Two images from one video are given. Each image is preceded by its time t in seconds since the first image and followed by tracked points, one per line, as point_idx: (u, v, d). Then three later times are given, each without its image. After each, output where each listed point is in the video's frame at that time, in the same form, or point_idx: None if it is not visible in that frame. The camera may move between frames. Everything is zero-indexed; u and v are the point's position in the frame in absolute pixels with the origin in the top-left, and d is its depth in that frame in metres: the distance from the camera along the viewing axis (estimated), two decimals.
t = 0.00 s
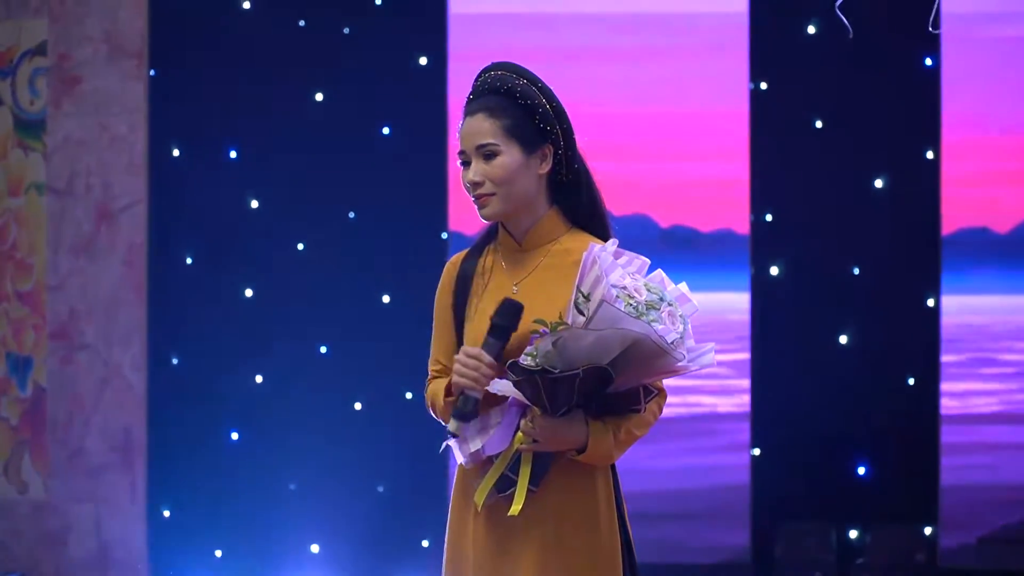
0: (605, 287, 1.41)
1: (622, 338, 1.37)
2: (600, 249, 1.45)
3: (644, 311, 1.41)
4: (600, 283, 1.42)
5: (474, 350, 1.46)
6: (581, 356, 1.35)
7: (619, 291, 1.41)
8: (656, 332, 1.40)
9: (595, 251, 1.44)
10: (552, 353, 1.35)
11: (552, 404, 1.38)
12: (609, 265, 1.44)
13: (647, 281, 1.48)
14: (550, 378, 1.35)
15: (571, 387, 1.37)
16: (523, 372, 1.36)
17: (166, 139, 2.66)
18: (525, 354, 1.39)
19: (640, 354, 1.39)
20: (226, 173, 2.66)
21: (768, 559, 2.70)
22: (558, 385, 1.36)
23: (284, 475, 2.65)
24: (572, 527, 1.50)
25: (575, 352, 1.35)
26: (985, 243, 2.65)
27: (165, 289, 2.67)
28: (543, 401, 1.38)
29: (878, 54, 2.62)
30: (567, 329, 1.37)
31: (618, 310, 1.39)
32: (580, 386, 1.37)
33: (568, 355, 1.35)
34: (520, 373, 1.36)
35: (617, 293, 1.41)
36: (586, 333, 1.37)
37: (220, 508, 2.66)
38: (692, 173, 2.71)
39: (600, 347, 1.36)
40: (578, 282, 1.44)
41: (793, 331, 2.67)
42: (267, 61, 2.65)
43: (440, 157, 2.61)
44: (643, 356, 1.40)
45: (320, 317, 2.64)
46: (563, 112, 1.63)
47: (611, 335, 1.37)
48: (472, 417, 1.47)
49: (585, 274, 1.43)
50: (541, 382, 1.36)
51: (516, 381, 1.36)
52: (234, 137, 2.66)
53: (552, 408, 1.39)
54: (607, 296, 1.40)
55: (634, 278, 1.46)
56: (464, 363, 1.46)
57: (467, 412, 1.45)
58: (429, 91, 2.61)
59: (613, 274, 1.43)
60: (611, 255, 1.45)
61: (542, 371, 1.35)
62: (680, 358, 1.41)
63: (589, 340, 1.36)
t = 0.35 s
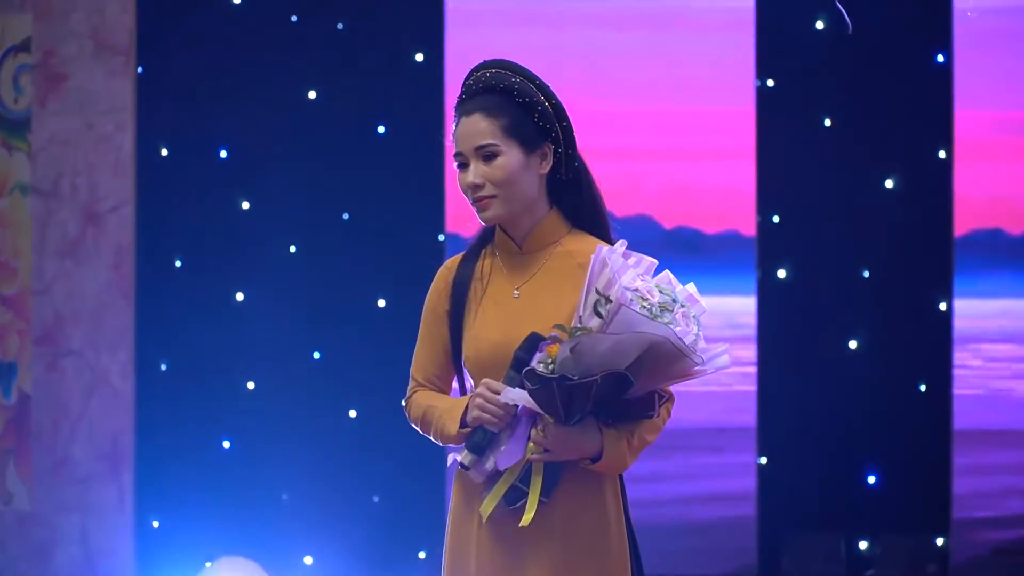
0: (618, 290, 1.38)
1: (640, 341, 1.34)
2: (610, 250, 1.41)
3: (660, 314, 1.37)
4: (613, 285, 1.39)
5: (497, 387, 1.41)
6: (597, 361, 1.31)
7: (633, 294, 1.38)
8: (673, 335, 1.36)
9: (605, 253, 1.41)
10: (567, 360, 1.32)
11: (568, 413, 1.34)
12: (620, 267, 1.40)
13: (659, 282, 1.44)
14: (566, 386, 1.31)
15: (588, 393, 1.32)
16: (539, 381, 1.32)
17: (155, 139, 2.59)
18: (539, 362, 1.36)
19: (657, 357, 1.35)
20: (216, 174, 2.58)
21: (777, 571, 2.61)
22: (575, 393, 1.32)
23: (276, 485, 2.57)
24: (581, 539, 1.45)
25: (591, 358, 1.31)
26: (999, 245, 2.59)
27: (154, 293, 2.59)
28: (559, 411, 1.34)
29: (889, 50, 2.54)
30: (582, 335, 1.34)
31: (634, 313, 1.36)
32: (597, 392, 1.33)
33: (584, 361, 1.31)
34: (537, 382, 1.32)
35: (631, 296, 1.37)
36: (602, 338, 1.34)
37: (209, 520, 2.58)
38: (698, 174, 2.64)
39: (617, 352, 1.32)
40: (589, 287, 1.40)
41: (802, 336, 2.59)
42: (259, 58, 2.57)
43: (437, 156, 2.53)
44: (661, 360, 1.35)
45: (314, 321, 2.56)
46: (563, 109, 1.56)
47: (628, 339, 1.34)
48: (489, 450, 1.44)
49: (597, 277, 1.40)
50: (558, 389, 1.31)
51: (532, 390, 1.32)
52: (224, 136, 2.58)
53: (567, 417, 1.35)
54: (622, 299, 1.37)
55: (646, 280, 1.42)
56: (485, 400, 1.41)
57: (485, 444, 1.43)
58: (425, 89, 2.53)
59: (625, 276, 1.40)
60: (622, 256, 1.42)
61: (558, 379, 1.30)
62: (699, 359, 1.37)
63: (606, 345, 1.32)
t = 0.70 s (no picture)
0: (647, 287, 1.42)
1: (672, 337, 1.37)
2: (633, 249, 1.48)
3: (686, 311, 1.42)
4: (640, 283, 1.43)
5: (512, 387, 1.42)
6: (629, 360, 1.35)
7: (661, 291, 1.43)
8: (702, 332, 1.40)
9: (631, 252, 1.47)
10: (601, 358, 1.34)
11: (593, 415, 1.36)
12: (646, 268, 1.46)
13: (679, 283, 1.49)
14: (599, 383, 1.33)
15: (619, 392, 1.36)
16: (575, 378, 1.33)
17: (152, 139, 2.57)
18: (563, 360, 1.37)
19: (684, 356, 1.39)
20: (214, 174, 2.56)
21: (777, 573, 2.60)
22: (608, 390, 1.34)
23: (274, 486, 2.56)
24: (592, 537, 1.47)
25: (625, 356, 1.35)
26: (1001, 246, 2.58)
27: (151, 293, 2.58)
28: (579, 411, 1.35)
29: (890, 49, 2.53)
30: (616, 331, 1.37)
31: (666, 310, 1.40)
32: (625, 391, 1.36)
33: (618, 359, 1.34)
34: (568, 379, 1.33)
35: (661, 292, 1.42)
36: (637, 334, 1.37)
37: (206, 522, 2.57)
38: (700, 175, 2.62)
39: (649, 350, 1.36)
40: (615, 287, 1.44)
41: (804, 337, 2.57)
42: (257, 58, 2.55)
43: (437, 156, 2.52)
44: (689, 358, 1.40)
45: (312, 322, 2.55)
46: (566, 110, 1.58)
47: (662, 336, 1.37)
48: (501, 448, 1.45)
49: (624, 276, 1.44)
50: (589, 387, 1.33)
51: (563, 388, 1.33)
52: (222, 136, 2.56)
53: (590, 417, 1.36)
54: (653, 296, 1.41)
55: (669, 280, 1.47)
56: (501, 399, 1.42)
57: (498, 443, 1.44)
58: (425, 89, 2.52)
59: (650, 274, 1.45)
60: (646, 258, 1.48)
61: (593, 376, 1.33)
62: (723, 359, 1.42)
63: (641, 341, 1.36)
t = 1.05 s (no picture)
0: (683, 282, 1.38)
1: (711, 334, 1.34)
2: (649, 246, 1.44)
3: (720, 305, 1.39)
4: (673, 279, 1.39)
5: (533, 386, 1.40)
6: (668, 357, 1.33)
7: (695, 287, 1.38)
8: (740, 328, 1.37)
9: (659, 248, 1.42)
10: (642, 353, 1.32)
11: (621, 411, 1.37)
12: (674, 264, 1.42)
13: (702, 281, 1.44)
14: (637, 379, 1.32)
15: (653, 387, 1.35)
16: (613, 375, 1.32)
17: (146, 132, 2.53)
18: (592, 358, 1.36)
19: (719, 353, 1.37)
20: (208, 168, 2.52)
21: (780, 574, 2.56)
22: (643, 387, 1.34)
23: (269, 485, 2.52)
24: (606, 535, 1.47)
25: (664, 352, 1.33)
26: (1008, 242, 2.54)
27: (143, 289, 2.54)
28: (617, 404, 1.35)
29: (896, 42, 2.48)
30: (658, 326, 1.33)
31: (709, 305, 1.35)
32: (659, 387, 1.36)
33: (657, 355, 1.32)
34: (606, 374, 1.32)
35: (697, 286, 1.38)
36: (680, 329, 1.33)
37: (199, 522, 2.53)
38: (702, 170, 2.58)
39: (688, 347, 1.34)
40: (644, 283, 1.39)
41: (809, 335, 2.53)
42: (252, 50, 2.51)
43: (435, 150, 2.47)
44: (725, 355, 1.37)
45: (308, 319, 2.51)
46: (575, 103, 1.56)
47: (702, 332, 1.34)
48: (516, 448, 1.42)
49: (653, 272, 1.40)
50: (625, 383, 1.33)
51: (599, 382, 1.32)
52: (216, 130, 2.52)
53: (617, 412, 1.37)
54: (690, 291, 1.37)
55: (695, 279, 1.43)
56: (520, 397, 1.39)
57: (514, 442, 1.41)
58: (423, 81, 2.47)
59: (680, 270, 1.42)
60: (671, 254, 1.43)
61: (631, 373, 1.32)
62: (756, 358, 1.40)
63: (682, 338, 1.33)
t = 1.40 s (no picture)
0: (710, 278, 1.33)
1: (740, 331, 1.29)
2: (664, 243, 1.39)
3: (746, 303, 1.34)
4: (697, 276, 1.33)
5: (547, 381, 1.33)
6: (697, 354, 1.28)
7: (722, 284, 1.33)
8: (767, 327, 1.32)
9: (682, 243, 1.37)
10: (672, 350, 1.26)
11: (642, 408, 1.33)
12: (699, 258, 1.36)
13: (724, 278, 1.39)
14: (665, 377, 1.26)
15: (679, 385, 1.29)
16: (642, 372, 1.25)
17: (131, 120, 2.46)
18: (613, 356, 1.29)
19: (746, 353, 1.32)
20: (195, 157, 2.44)
21: None
22: (668, 385, 1.28)
23: (258, 485, 2.43)
24: (616, 537, 1.42)
25: (693, 349, 1.27)
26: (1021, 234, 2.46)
27: (130, 282, 2.47)
28: (639, 401, 1.30)
29: (907, 27, 2.40)
30: (689, 323, 1.27)
31: (739, 302, 1.30)
32: (684, 386, 1.30)
33: (687, 352, 1.27)
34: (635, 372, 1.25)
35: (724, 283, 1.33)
36: (710, 326, 1.27)
37: (185, 523, 2.46)
38: (707, 160, 2.50)
39: (717, 344, 1.28)
40: (665, 278, 1.34)
41: (818, 330, 2.44)
42: (240, 35, 2.43)
43: (430, 139, 2.39)
44: (751, 355, 1.32)
45: (298, 313, 2.42)
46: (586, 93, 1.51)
47: (733, 329, 1.28)
48: (527, 446, 1.35)
49: (677, 268, 1.34)
50: (653, 380, 1.27)
51: (626, 378, 1.26)
52: (204, 118, 2.44)
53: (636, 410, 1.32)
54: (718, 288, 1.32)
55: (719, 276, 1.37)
56: (535, 393, 1.32)
57: (526, 440, 1.34)
58: (417, 67, 2.39)
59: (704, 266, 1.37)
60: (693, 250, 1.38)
61: (659, 370, 1.25)
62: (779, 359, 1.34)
63: (712, 335, 1.27)
